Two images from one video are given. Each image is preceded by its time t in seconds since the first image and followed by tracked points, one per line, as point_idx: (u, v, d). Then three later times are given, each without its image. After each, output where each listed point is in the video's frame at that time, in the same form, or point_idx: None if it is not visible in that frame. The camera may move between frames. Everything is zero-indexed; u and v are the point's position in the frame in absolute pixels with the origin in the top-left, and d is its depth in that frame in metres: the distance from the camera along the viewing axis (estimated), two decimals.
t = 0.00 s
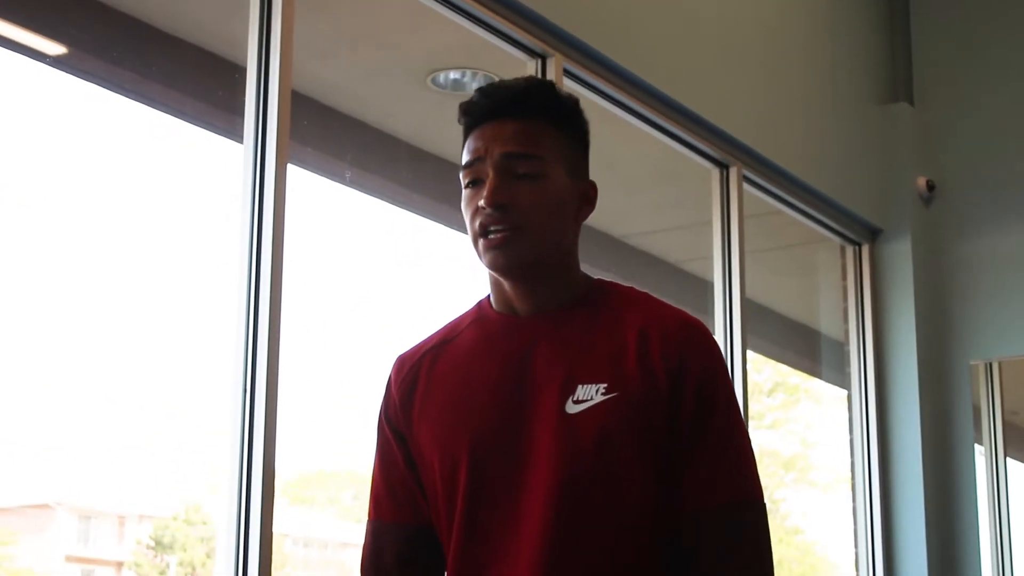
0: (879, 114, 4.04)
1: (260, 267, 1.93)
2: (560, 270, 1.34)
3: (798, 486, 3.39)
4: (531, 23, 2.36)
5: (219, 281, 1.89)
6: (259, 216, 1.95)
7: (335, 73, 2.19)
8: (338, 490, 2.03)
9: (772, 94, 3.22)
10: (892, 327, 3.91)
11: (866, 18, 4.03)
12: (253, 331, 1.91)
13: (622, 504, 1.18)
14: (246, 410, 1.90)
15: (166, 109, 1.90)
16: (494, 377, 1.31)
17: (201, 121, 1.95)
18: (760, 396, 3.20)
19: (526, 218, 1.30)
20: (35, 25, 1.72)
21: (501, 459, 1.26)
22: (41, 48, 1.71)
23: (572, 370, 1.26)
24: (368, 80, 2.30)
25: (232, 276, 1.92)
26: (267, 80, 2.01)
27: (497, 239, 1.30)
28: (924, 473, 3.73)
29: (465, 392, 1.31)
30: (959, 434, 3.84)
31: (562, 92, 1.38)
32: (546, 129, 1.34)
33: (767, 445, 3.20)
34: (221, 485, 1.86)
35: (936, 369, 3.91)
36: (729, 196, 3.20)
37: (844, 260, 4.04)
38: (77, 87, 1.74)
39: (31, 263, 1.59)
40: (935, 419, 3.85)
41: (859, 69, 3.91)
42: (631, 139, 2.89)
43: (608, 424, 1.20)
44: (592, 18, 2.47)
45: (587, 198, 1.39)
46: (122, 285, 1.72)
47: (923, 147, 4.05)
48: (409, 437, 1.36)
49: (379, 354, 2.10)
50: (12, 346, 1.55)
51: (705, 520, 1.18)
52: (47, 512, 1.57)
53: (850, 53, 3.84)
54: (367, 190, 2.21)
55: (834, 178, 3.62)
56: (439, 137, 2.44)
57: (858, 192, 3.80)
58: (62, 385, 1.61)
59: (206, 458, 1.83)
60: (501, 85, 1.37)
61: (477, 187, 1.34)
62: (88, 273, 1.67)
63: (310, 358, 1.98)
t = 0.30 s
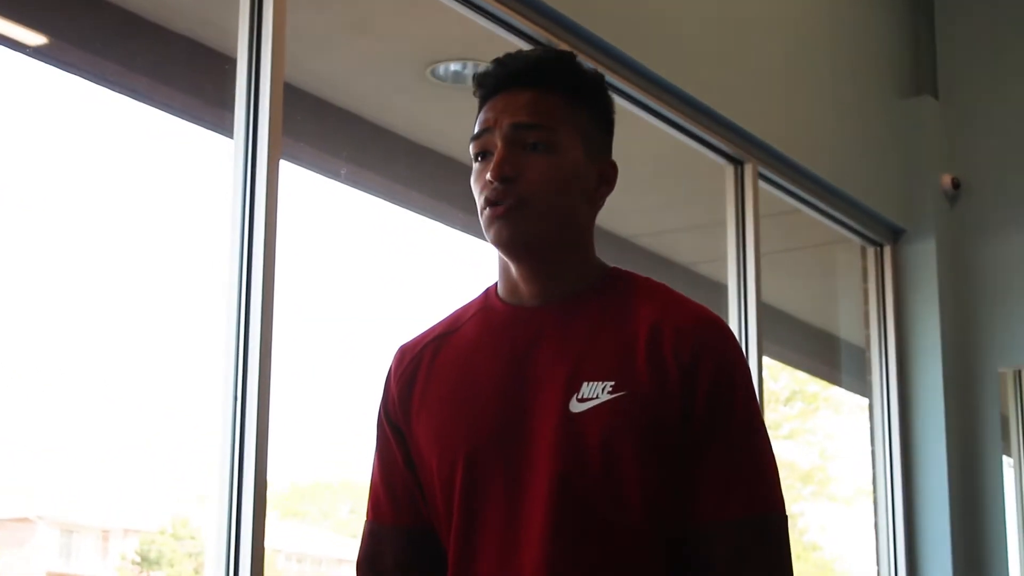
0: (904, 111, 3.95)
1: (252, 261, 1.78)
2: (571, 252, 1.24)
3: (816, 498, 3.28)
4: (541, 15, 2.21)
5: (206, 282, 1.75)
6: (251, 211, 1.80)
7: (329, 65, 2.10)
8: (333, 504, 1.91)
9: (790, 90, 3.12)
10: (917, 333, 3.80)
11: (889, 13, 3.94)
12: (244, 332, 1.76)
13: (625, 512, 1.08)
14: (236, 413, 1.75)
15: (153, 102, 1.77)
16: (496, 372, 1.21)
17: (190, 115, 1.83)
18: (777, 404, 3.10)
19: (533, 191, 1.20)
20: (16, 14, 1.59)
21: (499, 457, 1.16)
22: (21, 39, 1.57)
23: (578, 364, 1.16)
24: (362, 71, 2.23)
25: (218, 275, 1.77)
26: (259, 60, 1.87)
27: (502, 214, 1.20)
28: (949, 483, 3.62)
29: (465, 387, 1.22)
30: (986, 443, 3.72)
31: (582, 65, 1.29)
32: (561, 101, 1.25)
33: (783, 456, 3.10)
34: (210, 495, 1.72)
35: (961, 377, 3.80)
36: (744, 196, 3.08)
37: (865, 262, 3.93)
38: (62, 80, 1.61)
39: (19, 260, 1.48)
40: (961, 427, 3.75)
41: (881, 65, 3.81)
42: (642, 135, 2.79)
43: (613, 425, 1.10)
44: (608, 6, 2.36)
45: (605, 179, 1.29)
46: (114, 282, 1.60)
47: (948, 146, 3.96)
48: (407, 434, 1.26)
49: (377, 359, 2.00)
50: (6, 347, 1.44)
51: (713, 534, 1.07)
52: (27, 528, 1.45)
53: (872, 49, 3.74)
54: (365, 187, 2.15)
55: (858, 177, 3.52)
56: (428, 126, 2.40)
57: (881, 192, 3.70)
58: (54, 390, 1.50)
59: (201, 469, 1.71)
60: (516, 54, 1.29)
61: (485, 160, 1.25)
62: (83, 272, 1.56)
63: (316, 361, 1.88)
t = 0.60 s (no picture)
0: (913, 125, 3.93)
1: (252, 274, 1.75)
2: (579, 269, 1.21)
3: (822, 517, 3.25)
4: (546, 24, 2.17)
5: (209, 296, 1.72)
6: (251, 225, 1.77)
7: (332, 74, 2.07)
8: (331, 519, 1.88)
9: (798, 103, 3.10)
10: (925, 351, 3.77)
11: (898, 26, 3.92)
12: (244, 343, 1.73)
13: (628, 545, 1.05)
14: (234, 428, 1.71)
15: (155, 110, 1.74)
16: (498, 394, 1.18)
17: (192, 124, 1.79)
18: (782, 422, 3.07)
19: (542, 205, 1.17)
20: (15, 18, 1.55)
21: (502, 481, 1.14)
22: (21, 45, 1.54)
23: (583, 387, 1.14)
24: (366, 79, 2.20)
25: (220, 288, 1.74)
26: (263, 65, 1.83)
27: (510, 228, 1.17)
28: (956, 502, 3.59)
29: (468, 409, 1.19)
30: (996, 464, 3.68)
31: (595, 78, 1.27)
32: (571, 113, 1.23)
33: (789, 475, 3.07)
34: (207, 510, 1.68)
35: (969, 396, 3.77)
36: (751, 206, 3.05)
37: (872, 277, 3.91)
38: (63, 86, 1.58)
39: (17, 272, 1.44)
40: (969, 446, 3.71)
41: (889, 78, 3.79)
42: (647, 147, 2.76)
43: (616, 452, 1.07)
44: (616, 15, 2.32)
45: (616, 195, 1.26)
46: (115, 295, 1.57)
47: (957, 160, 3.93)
48: (411, 456, 1.23)
49: (380, 373, 1.96)
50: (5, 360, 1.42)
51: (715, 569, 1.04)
52: (22, 542, 1.42)
53: (880, 63, 3.72)
54: (366, 198, 2.11)
55: (866, 190, 3.50)
56: (431, 135, 2.39)
57: (890, 207, 3.68)
58: (55, 402, 1.47)
59: (201, 484, 1.68)
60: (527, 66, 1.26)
61: (494, 173, 1.22)
62: (86, 285, 1.53)
63: (315, 376, 1.85)
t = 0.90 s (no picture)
0: (914, 135, 3.93)
1: (256, 295, 1.75)
2: (593, 293, 1.22)
3: (830, 528, 3.25)
4: (545, 38, 2.18)
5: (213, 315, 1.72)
6: (255, 239, 1.77)
7: (333, 93, 2.08)
8: (339, 537, 1.88)
9: (800, 116, 3.11)
10: (931, 361, 3.77)
11: (899, 37, 3.93)
12: (249, 363, 1.73)
13: (636, 556, 1.05)
14: (241, 445, 1.72)
15: (157, 131, 1.75)
16: (508, 408, 1.18)
17: (195, 144, 1.80)
18: (789, 433, 3.07)
19: (573, 235, 1.18)
20: (18, 41, 1.56)
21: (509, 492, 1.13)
22: (23, 67, 1.55)
23: (593, 403, 1.14)
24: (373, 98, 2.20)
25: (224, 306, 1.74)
26: (264, 76, 1.84)
27: (541, 256, 1.17)
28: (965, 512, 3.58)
29: (477, 424, 1.19)
30: (1003, 475, 3.66)
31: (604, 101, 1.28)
32: (592, 140, 1.23)
33: (797, 486, 3.07)
34: (214, 530, 1.69)
35: (974, 406, 3.77)
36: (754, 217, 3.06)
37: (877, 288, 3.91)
38: (64, 108, 1.59)
39: (20, 292, 1.45)
40: (976, 456, 3.71)
41: (892, 89, 3.80)
42: (652, 161, 2.76)
43: (628, 466, 1.07)
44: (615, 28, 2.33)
45: (623, 218, 1.28)
46: (118, 315, 1.58)
47: (959, 171, 3.93)
48: (419, 472, 1.22)
49: (381, 388, 1.97)
50: (7, 383, 1.42)
51: None
52: (29, 562, 1.42)
53: (882, 74, 3.72)
54: (369, 215, 2.12)
55: (869, 201, 3.50)
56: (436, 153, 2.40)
57: (893, 218, 3.68)
58: (59, 422, 1.48)
59: (206, 502, 1.68)
60: (541, 90, 1.27)
61: (517, 197, 1.22)
62: (88, 306, 1.53)
63: (320, 393, 1.85)
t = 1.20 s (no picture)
0: (916, 132, 3.93)
1: (257, 295, 1.75)
2: (586, 284, 1.22)
3: (833, 526, 3.25)
4: (544, 36, 2.18)
5: (215, 315, 1.73)
6: (257, 238, 1.77)
7: (334, 92, 2.08)
8: (341, 535, 1.89)
9: (802, 115, 3.10)
10: (933, 359, 3.76)
11: (901, 35, 3.92)
12: (251, 362, 1.73)
13: (634, 548, 1.06)
14: (243, 442, 1.72)
15: (158, 130, 1.75)
16: (505, 399, 1.19)
17: (196, 144, 1.80)
18: (792, 431, 3.07)
19: (560, 229, 1.17)
20: (19, 41, 1.57)
21: (508, 484, 1.14)
22: (25, 67, 1.55)
23: (591, 395, 1.14)
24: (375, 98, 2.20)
25: (226, 306, 1.75)
26: (265, 77, 1.84)
27: (531, 252, 1.17)
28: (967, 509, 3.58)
29: (474, 413, 1.19)
30: (1004, 472, 3.66)
31: (591, 90, 1.26)
32: (579, 132, 1.22)
33: (799, 484, 3.07)
34: (217, 528, 1.69)
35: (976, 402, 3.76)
36: (756, 218, 3.06)
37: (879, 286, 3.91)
38: (65, 108, 1.59)
39: (25, 292, 1.45)
40: (978, 454, 3.70)
41: (894, 87, 3.79)
42: (652, 159, 2.76)
43: (627, 456, 1.08)
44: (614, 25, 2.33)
45: (615, 206, 1.27)
46: (120, 314, 1.58)
47: (960, 168, 3.93)
48: (414, 462, 1.22)
49: (383, 387, 1.97)
50: (4, 386, 1.41)
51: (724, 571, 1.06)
52: (32, 562, 1.42)
53: (884, 71, 3.72)
54: (368, 213, 2.12)
55: (871, 199, 3.50)
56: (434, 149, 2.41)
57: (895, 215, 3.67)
58: (60, 424, 1.47)
59: (208, 501, 1.68)
60: (528, 82, 1.25)
61: (504, 192, 1.21)
62: (90, 304, 1.54)
63: (322, 392, 1.86)
